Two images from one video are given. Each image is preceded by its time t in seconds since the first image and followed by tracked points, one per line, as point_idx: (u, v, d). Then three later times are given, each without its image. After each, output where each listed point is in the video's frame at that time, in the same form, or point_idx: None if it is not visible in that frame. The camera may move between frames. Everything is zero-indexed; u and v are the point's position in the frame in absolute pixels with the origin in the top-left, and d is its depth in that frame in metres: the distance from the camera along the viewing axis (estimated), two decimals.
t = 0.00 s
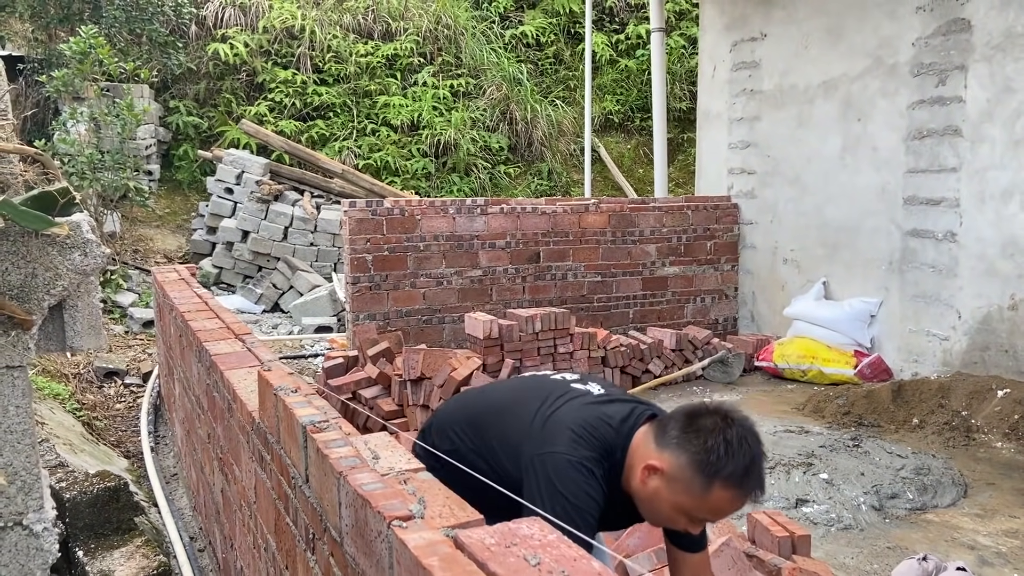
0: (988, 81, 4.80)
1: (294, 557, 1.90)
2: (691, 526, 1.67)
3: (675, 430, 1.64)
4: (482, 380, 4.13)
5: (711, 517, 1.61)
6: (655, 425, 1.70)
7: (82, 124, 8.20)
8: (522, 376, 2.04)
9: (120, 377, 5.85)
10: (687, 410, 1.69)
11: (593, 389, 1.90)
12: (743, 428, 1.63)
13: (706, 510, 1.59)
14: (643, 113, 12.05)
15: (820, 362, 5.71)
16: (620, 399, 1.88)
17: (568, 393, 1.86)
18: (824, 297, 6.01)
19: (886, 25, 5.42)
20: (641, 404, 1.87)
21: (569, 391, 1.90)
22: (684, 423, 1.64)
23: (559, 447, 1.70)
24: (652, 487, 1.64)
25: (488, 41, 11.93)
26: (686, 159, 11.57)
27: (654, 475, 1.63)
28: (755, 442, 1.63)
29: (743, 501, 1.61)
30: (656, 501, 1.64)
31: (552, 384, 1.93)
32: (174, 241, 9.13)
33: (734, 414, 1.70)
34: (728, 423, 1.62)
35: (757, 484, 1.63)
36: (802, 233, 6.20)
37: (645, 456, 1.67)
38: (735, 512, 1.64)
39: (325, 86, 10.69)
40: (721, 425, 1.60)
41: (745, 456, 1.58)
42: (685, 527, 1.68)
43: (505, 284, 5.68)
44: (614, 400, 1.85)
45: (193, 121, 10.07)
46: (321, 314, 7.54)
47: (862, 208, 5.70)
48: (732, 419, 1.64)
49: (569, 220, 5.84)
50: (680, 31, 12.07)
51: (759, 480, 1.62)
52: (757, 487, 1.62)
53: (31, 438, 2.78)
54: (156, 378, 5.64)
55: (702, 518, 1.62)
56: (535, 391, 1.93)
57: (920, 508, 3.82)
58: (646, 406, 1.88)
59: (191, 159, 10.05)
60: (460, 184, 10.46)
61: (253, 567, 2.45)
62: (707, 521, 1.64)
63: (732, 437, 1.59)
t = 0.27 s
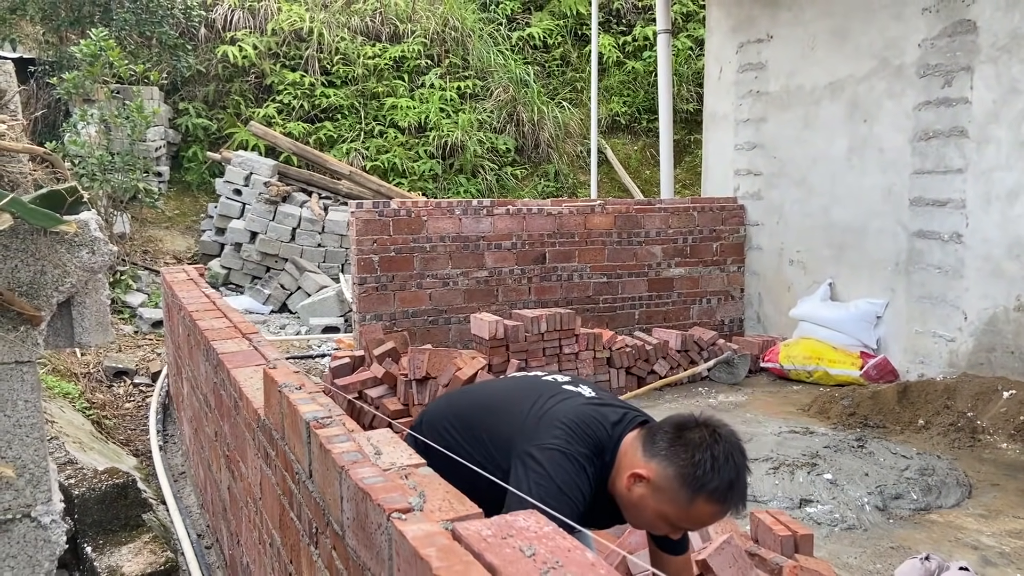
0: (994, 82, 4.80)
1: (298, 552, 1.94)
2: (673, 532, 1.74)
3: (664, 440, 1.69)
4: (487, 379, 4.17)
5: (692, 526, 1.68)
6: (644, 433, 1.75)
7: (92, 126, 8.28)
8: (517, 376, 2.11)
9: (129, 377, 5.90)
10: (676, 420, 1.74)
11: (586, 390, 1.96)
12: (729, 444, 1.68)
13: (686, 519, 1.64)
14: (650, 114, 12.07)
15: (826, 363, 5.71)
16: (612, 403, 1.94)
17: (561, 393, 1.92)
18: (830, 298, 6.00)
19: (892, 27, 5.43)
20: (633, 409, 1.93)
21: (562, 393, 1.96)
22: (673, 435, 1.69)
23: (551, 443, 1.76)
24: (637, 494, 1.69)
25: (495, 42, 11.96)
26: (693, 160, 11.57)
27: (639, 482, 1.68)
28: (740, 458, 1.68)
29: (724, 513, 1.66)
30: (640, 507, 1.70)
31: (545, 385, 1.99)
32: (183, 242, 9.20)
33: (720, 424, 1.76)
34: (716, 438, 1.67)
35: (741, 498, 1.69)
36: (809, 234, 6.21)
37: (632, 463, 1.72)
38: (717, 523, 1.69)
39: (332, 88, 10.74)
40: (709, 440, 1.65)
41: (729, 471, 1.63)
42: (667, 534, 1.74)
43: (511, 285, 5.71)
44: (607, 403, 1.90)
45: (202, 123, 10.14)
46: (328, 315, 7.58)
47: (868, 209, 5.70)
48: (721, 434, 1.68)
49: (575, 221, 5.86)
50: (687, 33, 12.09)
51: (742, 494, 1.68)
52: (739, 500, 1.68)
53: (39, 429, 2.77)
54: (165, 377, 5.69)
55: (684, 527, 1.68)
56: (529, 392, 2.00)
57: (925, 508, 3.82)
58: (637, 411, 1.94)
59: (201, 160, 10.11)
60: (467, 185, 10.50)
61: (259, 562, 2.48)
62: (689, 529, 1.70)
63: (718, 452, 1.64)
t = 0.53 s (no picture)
0: (1001, 82, 4.79)
1: (303, 547, 1.96)
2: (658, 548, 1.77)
3: (647, 459, 1.71)
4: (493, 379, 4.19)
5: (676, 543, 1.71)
6: (629, 450, 1.77)
7: (102, 127, 8.35)
8: (512, 385, 2.17)
9: (138, 376, 5.95)
10: (661, 437, 1.76)
11: (577, 404, 2.01)
12: (712, 463, 1.70)
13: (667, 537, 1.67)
14: (657, 115, 12.08)
15: (833, 363, 5.71)
16: (602, 415, 1.99)
17: (550, 409, 1.97)
18: (836, 299, 5.99)
19: (899, 27, 5.42)
20: (624, 420, 1.97)
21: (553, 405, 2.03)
22: (656, 455, 1.70)
23: (538, 462, 1.83)
24: (620, 511, 1.72)
25: (502, 43, 11.98)
26: (700, 161, 11.56)
27: (622, 500, 1.71)
28: (723, 477, 1.69)
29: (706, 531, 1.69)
30: (625, 526, 1.73)
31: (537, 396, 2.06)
32: (192, 242, 9.25)
33: (704, 440, 1.77)
34: (699, 458, 1.68)
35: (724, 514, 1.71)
36: (815, 235, 6.21)
37: (617, 480, 1.75)
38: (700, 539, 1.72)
39: (340, 89, 10.79)
40: (691, 460, 1.66)
41: (710, 491, 1.65)
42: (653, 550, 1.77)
43: (517, 285, 5.73)
44: (596, 416, 1.95)
45: (211, 124, 10.20)
46: (335, 315, 7.62)
47: (874, 209, 5.70)
48: (703, 452, 1.70)
49: (581, 222, 5.88)
50: (694, 34, 12.09)
51: (725, 510, 1.70)
52: (722, 518, 1.70)
53: (50, 425, 2.81)
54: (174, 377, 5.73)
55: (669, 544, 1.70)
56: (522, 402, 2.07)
57: (930, 508, 3.82)
58: (628, 421, 1.99)
59: (209, 162, 10.17)
60: (474, 186, 10.53)
61: (266, 559, 2.50)
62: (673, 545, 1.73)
63: (699, 473, 1.66)
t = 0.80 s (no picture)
0: (1006, 82, 4.78)
1: (307, 546, 1.97)
2: None
3: (625, 498, 1.67)
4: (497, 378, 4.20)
5: None
6: (610, 485, 1.74)
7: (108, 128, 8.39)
8: (509, 407, 2.20)
9: (144, 376, 5.98)
10: (641, 474, 1.72)
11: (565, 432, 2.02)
12: (691, 502, 1.66)
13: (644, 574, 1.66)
14: (662, 115, 12.08)
15: (838, 364, 5.70)
16: (590, 443, 1.99)
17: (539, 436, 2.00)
18: (841, 299, 5.99)
19: (904, 27, 5.41)
20: (612, 448, 1.96)
21: (542, 432, 2.05)
22: (635, 494, 1.66)
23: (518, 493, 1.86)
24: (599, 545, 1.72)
25: (507, 44, 11.99)
26: (705, 161, 11.55)
27: (600, 536, 1.70)
28: (701, 517, 1.66)
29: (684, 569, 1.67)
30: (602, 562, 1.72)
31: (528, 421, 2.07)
32: (198, 243, 9.29)
33: (684, 477, 1.73)
34: (677, 499, 1.64)
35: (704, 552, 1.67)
36: (820, 235, 6.20)
37: (596, 517, 1.72)
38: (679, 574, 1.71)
39: (345, 90, 10.82)
40: (666, 502, 1.63)
41: (687, 534, 1.62)
42: None
43: (521, 286, 5.73)
44: (583, 446, 1.95)
45: (217, 125, 10.23)
46: (340, 315, 7.64)
47: (879, 209, 5.68)
48: (682, 493, 1.65)
49: (585, 222, 5.88)
50: (699, 34, 12.07)
51: (705, 549, 1.67)
52: (702, 556, 1.67)
53: (56, 424, 2.82)
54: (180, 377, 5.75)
55: None
56: (514, 428, 2.10)
57: (935, 509, 3.81)
58: (616, 449, 1.97)
59: (215, 162, 10.21)
60: (478, 187, 10.55)
61: (270, 558, 2.51)
62: None
63: (677, 515, 1.62)
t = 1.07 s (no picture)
0: (1011, 81, 4.76)
1: (311, 546, 1.97)
2: None
3: (616, 515, 1.66)
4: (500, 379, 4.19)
5: None
6: (601, 500, 1.73)
7: (112, 129, 8.40)
8: (506, 412, 2.20)
9: (148, 377, 5.99)
10: (631, 490, 1.70)
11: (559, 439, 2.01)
12: (681, 520, 1.64)
13: None
14: (665, 115, 12.06)
15: (842, 364, 5.71)
16: (585, 451, 1.98)
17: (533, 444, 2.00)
18: (845, 299, 5.97)
19: (907, 26, 5.40)
20: (606, 456, 1.96)
21: (536, 440, 2.05)
22: (624, 513, 1.65)
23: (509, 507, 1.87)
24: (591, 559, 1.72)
25: (510, 44, 11.97)
26: (708, 161, 11.54)
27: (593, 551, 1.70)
28: (692, 534, 1.65)
29: None
30: None
31: (523, 429, 2.08)
32: (201, 243, 9.29)
33: (675, 494, 1.71)
34: (667, 518, 1.63)
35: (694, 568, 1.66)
36: (824, 235, 6.18)
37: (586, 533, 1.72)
38: None
39: (348, 90, 10.82)
40: (656, 521, 1.62)
41: (676, 553, 1.62)
42: None
43: (525, 286, 5.73)
44: (576, 456, 1.95)
45: (220, 126, 10.24)
46: (343, 316, 7.64)
47: (883, 209, 5.67)
48: (671, 511, 1.64)
49: (589, 222, 5.87)
50: (702, 34, 12.06)
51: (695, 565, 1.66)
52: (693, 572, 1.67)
53: (60, 424, 2.83)
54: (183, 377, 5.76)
55: None
56: (509, 434, 2.11)
57: (940, 509, 3.80)
58: (611, 457, 1.97)
59: (218, 163, 10.21)
60: (482, 187, 10.56)
61: (274, 559, 2.51)
62: None
63: (666, 535, 1.62)
